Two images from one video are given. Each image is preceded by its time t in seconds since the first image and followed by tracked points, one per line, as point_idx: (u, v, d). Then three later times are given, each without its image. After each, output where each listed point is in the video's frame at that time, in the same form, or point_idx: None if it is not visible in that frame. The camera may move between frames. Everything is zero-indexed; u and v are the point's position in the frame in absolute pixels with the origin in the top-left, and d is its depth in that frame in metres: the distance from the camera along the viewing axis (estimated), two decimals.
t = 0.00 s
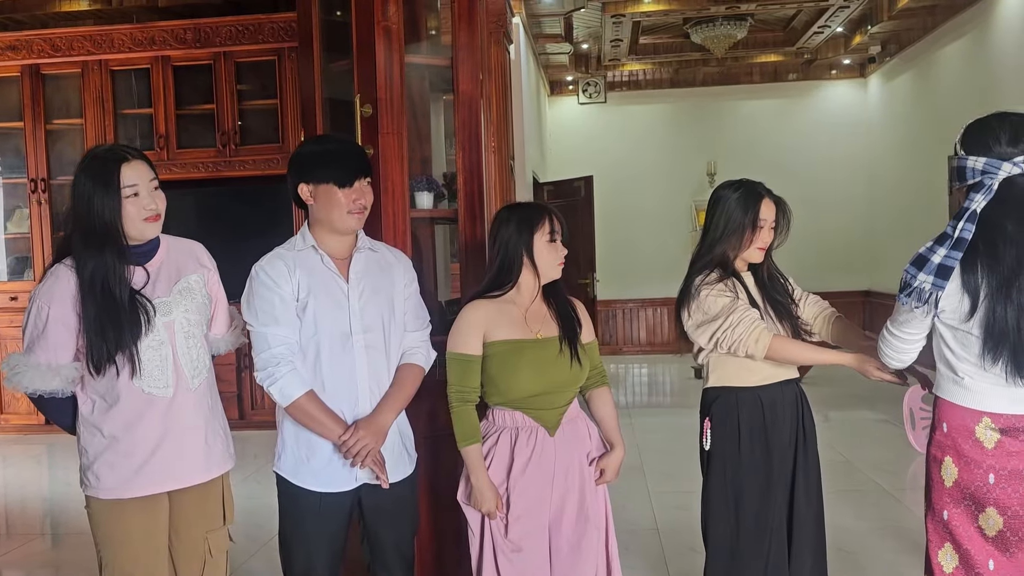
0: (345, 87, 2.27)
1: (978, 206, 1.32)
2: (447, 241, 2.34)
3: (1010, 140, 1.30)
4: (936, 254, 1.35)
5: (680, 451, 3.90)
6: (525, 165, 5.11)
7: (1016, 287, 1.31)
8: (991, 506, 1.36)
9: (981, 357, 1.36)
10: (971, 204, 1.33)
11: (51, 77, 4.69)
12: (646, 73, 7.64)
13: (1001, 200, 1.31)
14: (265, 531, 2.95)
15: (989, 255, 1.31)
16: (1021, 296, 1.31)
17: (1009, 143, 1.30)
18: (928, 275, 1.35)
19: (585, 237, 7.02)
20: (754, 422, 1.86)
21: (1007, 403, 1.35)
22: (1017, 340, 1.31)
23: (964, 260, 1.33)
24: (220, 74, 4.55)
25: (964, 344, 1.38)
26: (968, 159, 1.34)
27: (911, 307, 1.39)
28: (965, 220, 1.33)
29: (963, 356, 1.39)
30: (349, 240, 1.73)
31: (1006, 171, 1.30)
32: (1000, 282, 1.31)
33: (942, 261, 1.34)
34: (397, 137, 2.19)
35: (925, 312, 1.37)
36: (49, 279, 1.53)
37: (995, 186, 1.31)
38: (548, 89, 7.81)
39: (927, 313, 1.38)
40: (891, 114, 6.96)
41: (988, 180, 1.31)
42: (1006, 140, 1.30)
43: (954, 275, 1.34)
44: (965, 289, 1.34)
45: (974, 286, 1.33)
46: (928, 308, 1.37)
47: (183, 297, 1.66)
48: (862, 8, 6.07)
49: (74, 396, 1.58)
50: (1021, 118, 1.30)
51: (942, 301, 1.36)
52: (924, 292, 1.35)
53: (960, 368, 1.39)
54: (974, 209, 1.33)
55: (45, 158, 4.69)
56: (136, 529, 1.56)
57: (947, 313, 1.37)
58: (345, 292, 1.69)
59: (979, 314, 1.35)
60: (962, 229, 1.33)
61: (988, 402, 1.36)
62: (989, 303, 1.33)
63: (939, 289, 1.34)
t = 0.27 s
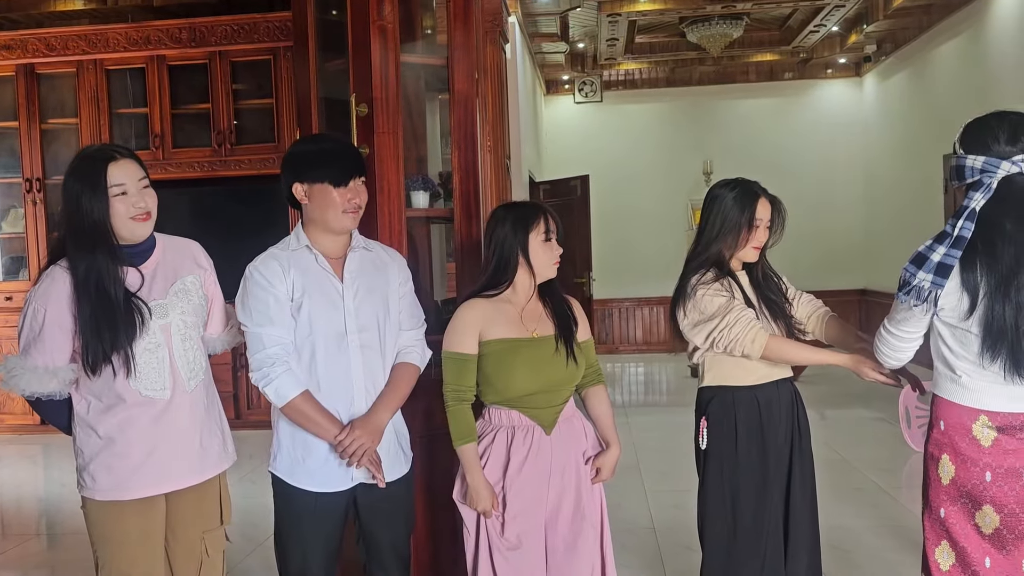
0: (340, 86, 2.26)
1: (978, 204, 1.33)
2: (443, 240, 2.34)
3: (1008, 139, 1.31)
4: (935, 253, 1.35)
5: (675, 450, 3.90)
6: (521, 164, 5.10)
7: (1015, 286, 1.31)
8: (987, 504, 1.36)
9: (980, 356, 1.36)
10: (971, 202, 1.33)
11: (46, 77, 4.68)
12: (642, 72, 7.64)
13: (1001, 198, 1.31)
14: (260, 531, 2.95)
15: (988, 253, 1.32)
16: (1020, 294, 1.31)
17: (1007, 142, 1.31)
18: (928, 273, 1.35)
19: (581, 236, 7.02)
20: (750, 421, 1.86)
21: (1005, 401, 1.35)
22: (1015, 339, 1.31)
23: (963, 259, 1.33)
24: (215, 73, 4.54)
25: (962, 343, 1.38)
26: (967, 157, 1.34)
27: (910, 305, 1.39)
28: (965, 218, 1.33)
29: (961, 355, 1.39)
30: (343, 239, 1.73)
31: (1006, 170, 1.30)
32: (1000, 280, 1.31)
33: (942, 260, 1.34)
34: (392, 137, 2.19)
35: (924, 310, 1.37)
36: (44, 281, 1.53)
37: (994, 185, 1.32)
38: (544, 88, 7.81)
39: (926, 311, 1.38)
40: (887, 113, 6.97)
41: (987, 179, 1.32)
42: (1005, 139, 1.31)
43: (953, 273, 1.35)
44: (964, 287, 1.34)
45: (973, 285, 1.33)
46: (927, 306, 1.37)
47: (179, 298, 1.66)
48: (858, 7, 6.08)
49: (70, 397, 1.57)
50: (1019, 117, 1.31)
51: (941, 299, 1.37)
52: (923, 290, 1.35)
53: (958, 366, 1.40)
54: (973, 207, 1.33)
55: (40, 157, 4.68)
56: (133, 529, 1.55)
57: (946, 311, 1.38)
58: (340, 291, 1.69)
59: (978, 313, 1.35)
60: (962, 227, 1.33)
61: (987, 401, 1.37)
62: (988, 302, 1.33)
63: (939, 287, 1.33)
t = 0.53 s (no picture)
0: (335, 85, 2.26)
1: (980, 201, 1.32)
2: (438, 239, 2.34)
3: (1010, 136, 1.30)
4: (938, 250, 1.34)
5: (670, 448, 3.91)
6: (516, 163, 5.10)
7: (1018, 282, 1.31)
8: (988, 500, 1.37)
9: (982, 352, 1.37)
10: (973, 199, 1.33)
11: (40, 76, 4.67)
12: (637, 70, 7.63)
13: (1002, 195, 1.31)
14: (253, 530, 2.95)
15: (990, 250, 1.32)
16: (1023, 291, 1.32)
17: (1009, 139, 1.30)
18: (931, 270, 1.34)
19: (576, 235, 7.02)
20: (745, 419, 1.86)
21: (1007, 398, 1.36)
22: (1017, 335, 1.32)
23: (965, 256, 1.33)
24: (209, 73, 4.54)
25: (964, 339, 1.39)
26: (968, 155, 1.34)
27: (911, 302, 1.38)
28: (967, 215, 1.32)
29: (963, 351, 1.39)
30: (333, 239, 1.72)
31: (1007, 168, 1.30)
32: (1003, 276, 1.32)
33: (944, 256, 1.33)
34: (386, 135, 2.19)
35: (926, 307, 1.37)
36: (36, 278, 1.55)
37: (995, 182, 1.31)
38: (539, 87, 7.81)
39: (928, 308, 1.38)
40: (881, 111, 6.98)
41: (989, 176, 1.31)
42: (1007, 136, 1.30)
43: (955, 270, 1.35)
44: (967, 283, 1.35)
45: (976, 281, 1.34)
46: (929, 303, 1.37)
47: (168, 299, 1.64)
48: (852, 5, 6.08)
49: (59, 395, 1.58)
50: (1019, 115, 1.30)
51: (944, 296, 1.37)
52: (925, 287, 1.35)
53: (959, 363, 1.40)
54: (975, 204, 1.32)
55: (34, 157, 4.67)
56: (125, 531, 1.55)
57: (948, 308, 1.38)
58: (331, 291, 1.68)
59: (981, 309, 1.35)
60: (965, 224, 1.33)
61: (989, 397, 1.37)
62: (990, 298, 1.33)
63: (941, 284, 1.33)
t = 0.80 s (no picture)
0: (328, 84, 2.27)
1: (980, 197, 1.33)
2: (431, 237, 2.33)
3: (1009, 133, 1.31)
4: (938, 246, 1.34)
5: (662, 446, 3.92)
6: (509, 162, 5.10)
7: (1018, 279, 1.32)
8: (986, 496, 1.38)
9: (981, 349, 1.37)
10: (972, 196, 1.33)
11: (32, 75, 4.65)
12: (631, 69, 7.63)
13: (1001, 191, 1.32)
14: (245, 530, 2.95)
15: (990, 248, 1.32)
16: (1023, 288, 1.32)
17: (1008, 136, 1.31)
18: (931, 267, 1.34)
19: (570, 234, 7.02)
20: (738, 417, 1.86)
21: (1005, 394, 1.37)
22: (1017, 331, 1.33)
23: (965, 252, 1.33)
24: (202, 72, 4.53)
25: (964, 336, 1.39)
26: (967, 151, 1.34)
27: (911, 299, 1.38)
28: (967, 212, 1.33)
29: (961, 347, 1.40)
30: (319, 239, 1.72)
31: (1007, 164, 1.30)
32: (1003, 273, 1.32)
33: (944, 253, 1.33)
34: (379, 134, 2.19)
35: (925, 304, 1.37)
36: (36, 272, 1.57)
37: (994, 178, 1.32)
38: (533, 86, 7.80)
39: (927, 304, 1.38)
40: (874, 109, 7.00)
41: (988, 173, 1.31)
42: (1005, 132, 1.31)
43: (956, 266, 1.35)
44: (967, 280, 1.35)
45: (976, 278, 1.34)
46: (928, 300, 1.37)
47: (149, 308, 1.55)
48: (844, 4, 6.09)
49: (47, 393, 1.58)
50: (1018, 112, 1.31)
51: (944, 292, 1.37)
52: (925, 284, 1.35)
53: (958, 359, 1.41)
54: (975, 200, 1.33)
55: (26, 156, 4.66)
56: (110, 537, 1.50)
57: (947, 305, 1.38)
58: (320, 292, 1.68)
59: (981, 306, 1.36)
60: (964, 221, 1.33)
61: (988, 393, 1.38)
62: (990, 294, 1.34)
63: (941, 281, 1.34)
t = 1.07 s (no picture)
0: (321, 81, 2.26)
1: (974, 194, 1.34)
2: (425, 236, 2.33)
3: (1004, 129, 1.31)
4: (932, 243, 1.36)
5: (656, 443, 3.92)
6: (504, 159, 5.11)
7: (1012, 275, 1.32)
8: (980, 491, 1.38)
9: (975, 344, 1.38)
10: (967, 192, 1.34)
11: (24, 74, 4.64)
12: (625, 66, 7.63)
13: (996, 188, 1.33)
14: (238, 528, 2.95)
15: (984, 244, 1.32)
16: (1017, 284, 1.32)
17: (1003, 132, 1.31)
18: (925, 263, 1.36)
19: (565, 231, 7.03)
20: (733, 413, 1.87)
21: (999, 389, 1.37)
22: (1010, 327, 1.33)
23: (959, 249, 1.35)
24: (195, 70, 4.52)
25: (958, 332, 1.40)
26: (963, 148, 1.35)
27: (905, 296, 1.39)
28: (961, 208, 1.34)
29: (955, 343, 1.40)
30: (301, 238, 1.70)
31: (1001, 160, 1.31)
32: (996, 269, 1.32)
33: (938, 250, 1.35)
34: (373, 132, 2.18)
35: (919, 300, 1.38)
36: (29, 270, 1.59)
37: (989, 174, 1.33)
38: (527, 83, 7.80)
39: (922, 301, 1.38)
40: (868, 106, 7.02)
41: (984, 170, 1.33)
42: (1001, 129, 1.31)
43: (950, 263, 1.36)
44: (961, 276, 1.35)
45: (970, 274, 1.34)
46: (923, 296, 1.38)
47: (108, 314, 1.49)
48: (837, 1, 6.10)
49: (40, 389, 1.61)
50: (1013, 108, 1.31)
51: (939, 288, 1.38)
52: (919, 280, 1.36)
53: (952, 355, 1.41)
54: (969, 197, 1.34)
55: (18, 156, 4.64)
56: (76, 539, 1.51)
57: (941, 301, 1.39)
58: (305, 292, 1.67)
59: (974, 302, 1.36)
60: (959, 217, 1.34)
61: (982, 388, 1.38)
62: (983, 291, 1.34)
63: (936, 277, 1.35)
